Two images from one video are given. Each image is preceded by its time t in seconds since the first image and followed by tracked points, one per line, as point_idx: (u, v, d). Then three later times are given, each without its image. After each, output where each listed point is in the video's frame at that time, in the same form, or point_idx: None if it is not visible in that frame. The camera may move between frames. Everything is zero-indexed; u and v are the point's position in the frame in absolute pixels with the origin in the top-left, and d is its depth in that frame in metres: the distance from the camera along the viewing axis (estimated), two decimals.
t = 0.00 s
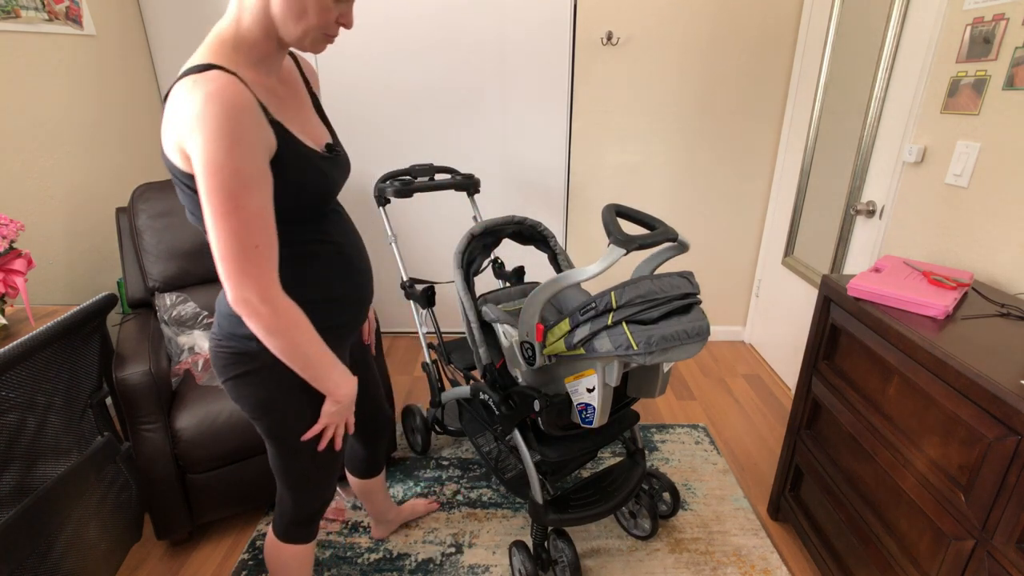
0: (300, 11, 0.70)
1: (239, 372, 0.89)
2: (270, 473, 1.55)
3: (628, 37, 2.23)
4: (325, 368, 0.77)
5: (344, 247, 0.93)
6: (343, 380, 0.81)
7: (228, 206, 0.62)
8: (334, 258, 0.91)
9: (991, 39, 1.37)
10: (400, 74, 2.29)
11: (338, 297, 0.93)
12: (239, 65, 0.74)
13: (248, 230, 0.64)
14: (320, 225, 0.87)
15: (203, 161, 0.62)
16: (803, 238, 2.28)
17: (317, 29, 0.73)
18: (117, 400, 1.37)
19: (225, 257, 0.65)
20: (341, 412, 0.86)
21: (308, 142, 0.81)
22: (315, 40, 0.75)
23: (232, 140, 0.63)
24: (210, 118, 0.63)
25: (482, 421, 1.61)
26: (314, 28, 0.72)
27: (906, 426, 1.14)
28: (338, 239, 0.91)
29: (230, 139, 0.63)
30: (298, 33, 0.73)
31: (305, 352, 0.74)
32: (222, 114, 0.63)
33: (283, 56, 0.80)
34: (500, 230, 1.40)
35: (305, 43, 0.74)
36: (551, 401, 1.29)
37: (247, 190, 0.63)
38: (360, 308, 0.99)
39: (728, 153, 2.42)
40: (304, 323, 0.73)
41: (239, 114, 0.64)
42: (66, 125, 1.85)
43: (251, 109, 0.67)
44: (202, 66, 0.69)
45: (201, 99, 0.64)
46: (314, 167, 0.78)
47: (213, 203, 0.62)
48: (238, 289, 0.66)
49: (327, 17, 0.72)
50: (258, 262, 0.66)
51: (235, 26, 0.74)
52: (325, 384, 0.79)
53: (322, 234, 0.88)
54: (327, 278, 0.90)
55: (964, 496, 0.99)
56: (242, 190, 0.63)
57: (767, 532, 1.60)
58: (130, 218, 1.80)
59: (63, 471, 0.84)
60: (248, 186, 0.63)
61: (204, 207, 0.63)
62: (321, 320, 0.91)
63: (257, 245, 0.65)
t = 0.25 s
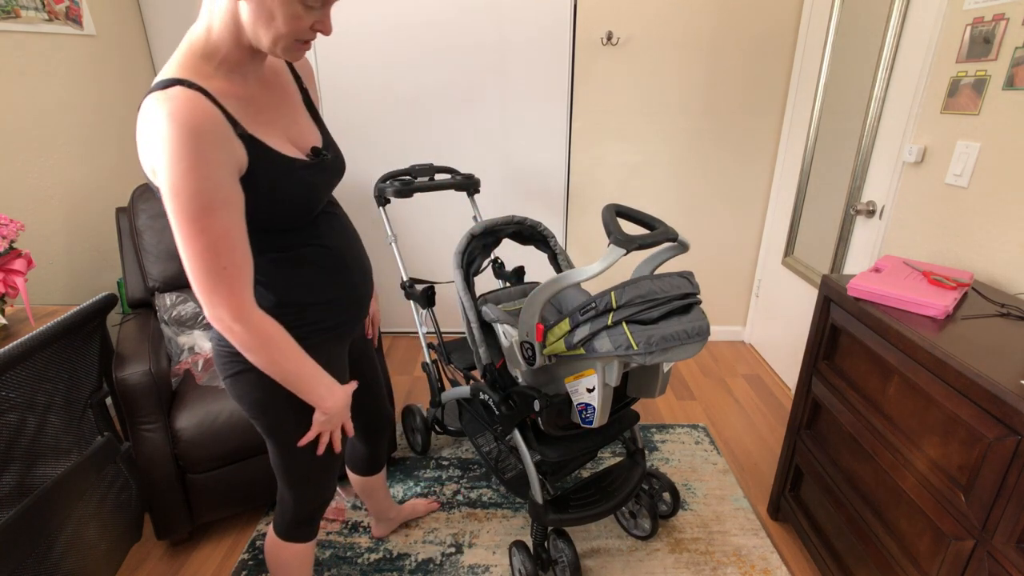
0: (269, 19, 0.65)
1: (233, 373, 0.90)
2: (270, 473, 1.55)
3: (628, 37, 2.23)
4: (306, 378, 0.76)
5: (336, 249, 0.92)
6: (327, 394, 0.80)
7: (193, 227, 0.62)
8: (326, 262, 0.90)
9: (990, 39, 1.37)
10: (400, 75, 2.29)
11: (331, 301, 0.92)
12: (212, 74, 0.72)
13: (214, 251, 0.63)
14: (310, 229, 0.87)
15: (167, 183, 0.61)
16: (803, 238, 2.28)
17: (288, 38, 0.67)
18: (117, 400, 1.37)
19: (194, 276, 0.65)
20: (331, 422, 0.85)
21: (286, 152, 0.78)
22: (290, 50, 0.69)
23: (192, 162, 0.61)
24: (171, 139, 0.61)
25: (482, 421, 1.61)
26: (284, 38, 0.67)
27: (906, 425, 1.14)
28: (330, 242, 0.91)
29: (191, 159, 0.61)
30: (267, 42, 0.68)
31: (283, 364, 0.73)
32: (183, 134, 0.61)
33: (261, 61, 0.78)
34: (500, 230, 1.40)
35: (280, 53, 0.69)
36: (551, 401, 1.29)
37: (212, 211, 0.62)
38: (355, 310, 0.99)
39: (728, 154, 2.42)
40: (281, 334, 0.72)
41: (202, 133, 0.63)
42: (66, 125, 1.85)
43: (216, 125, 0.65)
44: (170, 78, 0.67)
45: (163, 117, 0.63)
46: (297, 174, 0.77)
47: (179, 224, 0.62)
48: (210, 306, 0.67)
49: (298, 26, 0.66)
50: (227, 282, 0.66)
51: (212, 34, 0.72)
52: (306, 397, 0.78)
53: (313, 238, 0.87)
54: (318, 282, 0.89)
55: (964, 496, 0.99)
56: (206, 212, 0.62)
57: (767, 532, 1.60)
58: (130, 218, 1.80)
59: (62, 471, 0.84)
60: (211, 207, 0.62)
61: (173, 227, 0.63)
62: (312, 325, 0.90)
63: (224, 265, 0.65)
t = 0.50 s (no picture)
0: (252, 28, 0.64)
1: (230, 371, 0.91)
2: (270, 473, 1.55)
3: (628, 37, 2.23)
4: (290, 386, 0.76)
5: (333, 252, 0.91)
6: (313, 403, 0.79)
7: (173, 239, 0.62)
8: (322, 264, 0.90)
9: (991, 39, 1.37)
10: (400, 75, 2.29)
11: (327, 303, 0.92)
12: (198, 82, 0.71)
13: (194, 263, 0.64)
14: (305, 232, 0.86)
15: (147, 196, 0.62)
16: (803, 238, 2.28)
17: (274, 49, 0.67)
18: (117, 401, 1.37)
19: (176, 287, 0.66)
20: (319, 431, 0.84)
21: (275, 158, 0.78)
22: (276, 59, 0.68)
23: (169, 175, 0.61)
24: (150, 152, 0.61)
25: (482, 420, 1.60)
26: (268, 49, 0.66)
27: (906, 425, 1.14)
28: (327, 244, 0.90)
29: (170, 172, 0.61)
30: (253, 53, 0.67)
31: (266, 372, 0.73)
32: (162, 147, 0.61)
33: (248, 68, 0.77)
34: (500, 231, 1.40)
35: (265, 63, 0.68)
36: (551, 400, 1.29)
37: (191, 224, 0.63)
38: (352, 311, 0.98)
39: (727, 154, 2.42)
40: (264, 343, 0.73)
41: (182, 143, 0.63)
42: (65, 125, 1.85)
43: (196, 137, 0.64)
44: (154, 86, 0.67)
45: (143, 129, 0.63)
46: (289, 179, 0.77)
47: (160, 236, 0.63)
48: (192, 315, 0.68)
49: (283, 39, 0.66)
50: (208, 293, 0.66)
51: (198, 41, 0.71)
52: (291, 406, 0.78)
53: (308, 241, 0.87)
54: (313, 284, 0.89)
55: (964, 495, 0.99)
56: (184, 225, 0.62)
57: (767, 532, 1.60)
58: (130, 218, 1.80)
59: (62, 470, 0.84)
60: (190, 220, 0.63)
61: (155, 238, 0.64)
62: (307, 327, 0.91)
63: (205, 277, 0.65)
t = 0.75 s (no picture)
0: (238, 40, 0.63)
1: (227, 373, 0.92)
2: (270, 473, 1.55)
3: (628, 37, 2.23)
4: (284, 391, 0.77)
5: (329, 253, 0.91)
6: (305, 411, 0.80)
7: (164, 249, 0.63)
8: (317, 266, 0.89)
9: (991, 39, 1.37)
10: (401, 76, 2.29)
11: (324, 304, 0.92)
12: (189, 88, 0.71)
13: (184, 272, 0.65)
14: (300, 235, 0.86)
15: (139, 206, 0.63)
16: (803, 238, 2.28)
17: (261, 60, 0.66)
18: (117, 401, 1.37)
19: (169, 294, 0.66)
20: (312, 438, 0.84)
21: (268, 164, 0.77)
22: (264, 68, 0.68)
23: (159, 186, 0.62)
24: (140, 163, 0.62)
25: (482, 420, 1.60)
26: (255, 59, 0.65)
27: (906, 425, 1.14)
28: (323, 246, 0.90)
29: (160, 183, 0.62)
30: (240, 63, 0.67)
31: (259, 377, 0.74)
32: (151, 157, 0.62)
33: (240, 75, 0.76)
34: (500, 231, 1.40)
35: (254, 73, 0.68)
36: (551, 400, 1.29)
37: (181, 234, 0.63)
38: (349, 313, 0.98)
39: (728, 154, 2.42)
40: (257, 349, 0.73)
41: (172, 153, 0.63)
42: (65, 125, 1.85)
43: (187, 146, 0.64)
44: (146, 92, 0.67)
45: (134, 138, 0.63)
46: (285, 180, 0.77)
47: (151, 245, 0.64)
48: (185, 322, 0.69)
49: (269, 50, 0.65)
50: (199, 302, 0.67)
51: (190, 48, 0.71)
52: (284, 412, 0.79)
53: (303, 242, 0.86)
54: (309, 286, 0.89)
55: (964, 495, 0.99)
56: (174, 235, 0.63)
57: (767, 532, 1.60)
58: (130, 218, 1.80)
59: (62, 470, 0.84)
60: (180, 231, 0.63)
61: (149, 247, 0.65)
62: (303, 328, 0.91)
63: (196, 286, 0.66)
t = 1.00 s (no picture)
0: (232, 49, 0.64)
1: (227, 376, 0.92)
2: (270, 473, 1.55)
3: (628, 37, 2.23)
4: (276, 396, 0.77)
5: (328, 255, 0.91)
6: (295, 419, 0.79)
7: (156, 255, 0.63)
8: (317, 268, 0.90)
9: (991, 39, 1.37)
10: (401, 76, 2.29)
11: (322, 307, 0.92)
12: (185, 93, 0.71)
13: (176, 278, 0.65)
14: (298, 237, 0.86)
15: (132, 211, 0.63)
16: (803, 238, 2.28)
17: (256, 68, 0.66)
18: (117, 401, 1.37)
19: (161, 299, 0.67)
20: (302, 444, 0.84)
21: (264, 167, 0.77)
22: (259, 76, 0.68)
23: (152, 194, 0.62)
24: (134, 169, 0.62)
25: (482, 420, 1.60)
26: (250, 66, 0.65)
27: (906, 425, 1.14)
28: (323, 248, 0.90)
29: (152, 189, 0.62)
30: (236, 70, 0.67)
31: (251, 383, 0.74)
32: (143, 163, 0.62)
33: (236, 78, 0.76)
34: (501, 231, 1.40)
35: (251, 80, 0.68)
36: (551, 400, 1.29)
37: (173, 241, 0.63)
38: (348, 315, 0.98)
39: (728, 154, 2.42)
40: (248, 354, 0.73)
41: (165, 159, 0.63)
42: (65, 125, 1.85)
43: (180, 152, 0.64)
44: (142, 95, 0.67)
45: (129, 143, 0.63)
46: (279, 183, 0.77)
47: (144, 251, 0.64)
48: (178, 327, 0.69)
49: (263, 59, 0.65)
50: (190, 307, 0.67)
51: (186, 51, 0.71)
52: (275, 418, 0.79)
53: (302, 245, 0.86)
54: (309, 288, 0.89)
55: (964, 496, 0.99)
56: (167, 242, 0.63)
57: (767, 532, 1.60)
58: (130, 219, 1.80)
59: (62, 470, 0.84)
60: (172, 237, 0.63)
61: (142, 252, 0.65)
62: (302, 330, 0.91)
63: (188, 291, 0.66)
